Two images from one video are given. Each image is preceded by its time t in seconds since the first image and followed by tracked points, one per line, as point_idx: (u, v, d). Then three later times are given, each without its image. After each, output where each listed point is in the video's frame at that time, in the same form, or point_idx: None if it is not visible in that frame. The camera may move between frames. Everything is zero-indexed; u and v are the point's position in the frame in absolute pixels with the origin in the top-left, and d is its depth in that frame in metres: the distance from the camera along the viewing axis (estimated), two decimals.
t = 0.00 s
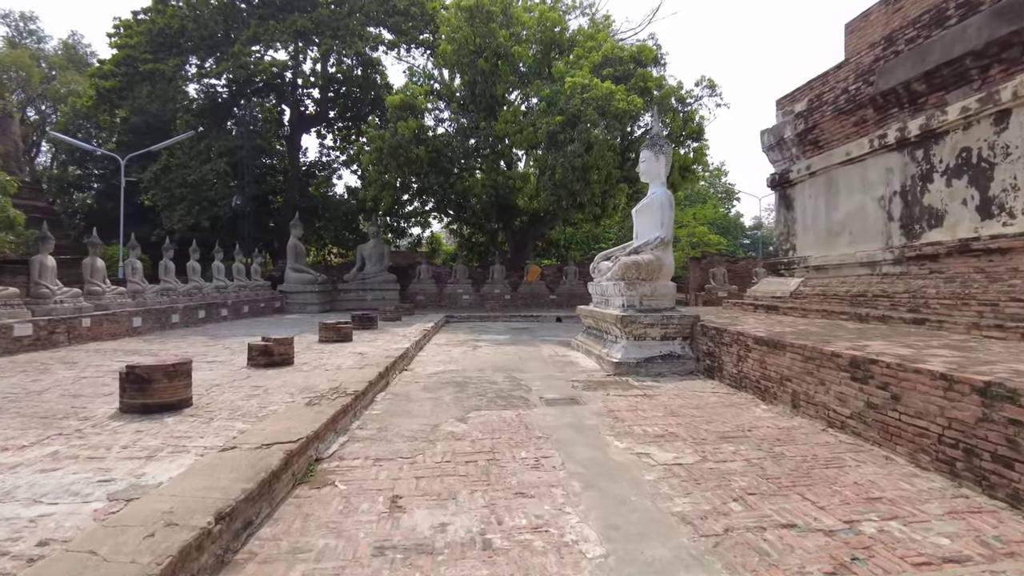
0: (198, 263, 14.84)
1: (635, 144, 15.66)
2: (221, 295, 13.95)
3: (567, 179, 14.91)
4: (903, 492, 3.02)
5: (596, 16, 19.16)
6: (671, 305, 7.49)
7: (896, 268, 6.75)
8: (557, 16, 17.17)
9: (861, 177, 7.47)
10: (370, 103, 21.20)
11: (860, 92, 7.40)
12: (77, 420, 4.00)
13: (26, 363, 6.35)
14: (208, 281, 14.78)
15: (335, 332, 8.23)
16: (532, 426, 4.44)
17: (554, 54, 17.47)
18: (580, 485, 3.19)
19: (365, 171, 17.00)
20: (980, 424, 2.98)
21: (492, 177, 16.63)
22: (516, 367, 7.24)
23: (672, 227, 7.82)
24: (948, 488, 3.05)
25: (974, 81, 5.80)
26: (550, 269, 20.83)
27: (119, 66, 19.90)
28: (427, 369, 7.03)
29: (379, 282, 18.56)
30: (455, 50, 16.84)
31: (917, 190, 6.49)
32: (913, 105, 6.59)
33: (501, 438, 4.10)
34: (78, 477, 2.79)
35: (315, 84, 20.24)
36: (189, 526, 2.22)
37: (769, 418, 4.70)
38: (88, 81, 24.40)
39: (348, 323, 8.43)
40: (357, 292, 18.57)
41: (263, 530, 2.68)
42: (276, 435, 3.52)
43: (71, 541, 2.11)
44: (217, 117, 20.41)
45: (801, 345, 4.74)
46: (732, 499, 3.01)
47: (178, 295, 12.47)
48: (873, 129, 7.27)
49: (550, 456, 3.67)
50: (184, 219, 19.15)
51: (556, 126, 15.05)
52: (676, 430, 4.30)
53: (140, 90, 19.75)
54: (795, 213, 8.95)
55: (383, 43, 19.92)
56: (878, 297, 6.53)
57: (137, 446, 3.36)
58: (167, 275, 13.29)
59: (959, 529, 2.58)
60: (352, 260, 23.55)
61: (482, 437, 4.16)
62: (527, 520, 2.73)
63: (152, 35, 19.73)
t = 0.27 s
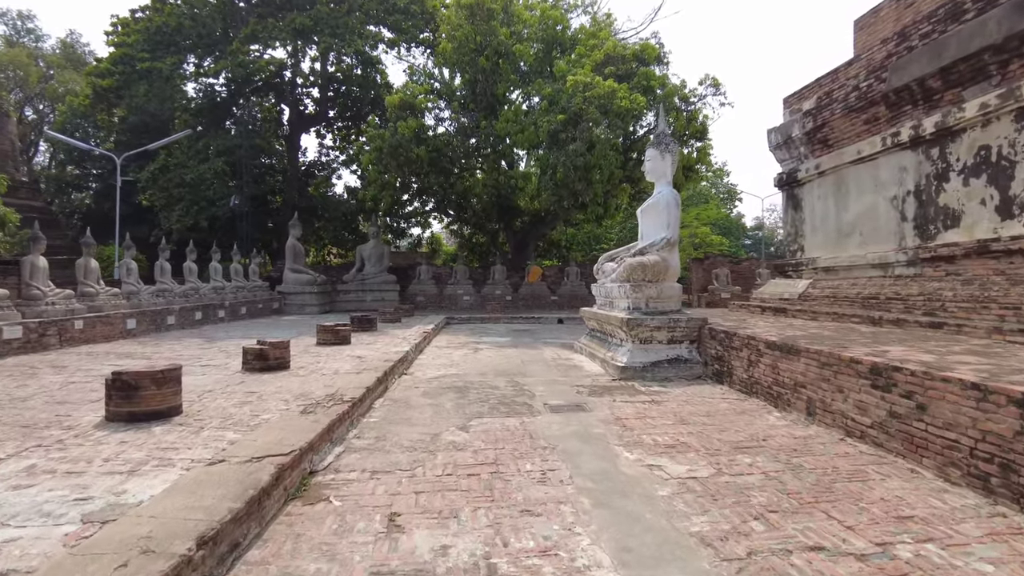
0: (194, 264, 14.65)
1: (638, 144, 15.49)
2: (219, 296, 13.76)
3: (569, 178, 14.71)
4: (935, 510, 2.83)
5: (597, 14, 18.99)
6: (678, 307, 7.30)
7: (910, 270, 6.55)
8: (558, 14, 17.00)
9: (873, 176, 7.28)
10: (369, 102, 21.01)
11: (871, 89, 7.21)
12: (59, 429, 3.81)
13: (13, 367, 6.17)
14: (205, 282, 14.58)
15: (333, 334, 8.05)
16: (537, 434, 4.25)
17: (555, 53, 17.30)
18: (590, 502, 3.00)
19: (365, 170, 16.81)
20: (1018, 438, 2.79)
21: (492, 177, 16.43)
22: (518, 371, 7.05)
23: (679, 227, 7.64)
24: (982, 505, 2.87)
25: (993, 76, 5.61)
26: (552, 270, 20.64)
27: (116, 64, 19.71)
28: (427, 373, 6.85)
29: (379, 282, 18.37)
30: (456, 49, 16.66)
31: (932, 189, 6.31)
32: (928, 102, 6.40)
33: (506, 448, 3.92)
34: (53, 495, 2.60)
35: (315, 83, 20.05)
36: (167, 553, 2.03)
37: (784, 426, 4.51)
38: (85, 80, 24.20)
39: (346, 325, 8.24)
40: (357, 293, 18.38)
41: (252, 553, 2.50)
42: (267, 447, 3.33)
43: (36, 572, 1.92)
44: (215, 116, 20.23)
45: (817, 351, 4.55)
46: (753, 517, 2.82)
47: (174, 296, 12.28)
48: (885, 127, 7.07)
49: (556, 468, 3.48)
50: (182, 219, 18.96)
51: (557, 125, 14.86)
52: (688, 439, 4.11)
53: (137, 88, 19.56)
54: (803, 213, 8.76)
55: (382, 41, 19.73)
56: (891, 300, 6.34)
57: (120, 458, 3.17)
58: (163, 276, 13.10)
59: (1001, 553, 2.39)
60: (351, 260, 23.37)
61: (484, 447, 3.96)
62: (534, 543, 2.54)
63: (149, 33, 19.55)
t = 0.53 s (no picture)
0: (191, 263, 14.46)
1: (640, 142, 15.29)
2: (215, 296, 13.57)
3: (570, 176, 14.51)
4: (969, 524, 2.64)
5: (598, 12, 18.82)
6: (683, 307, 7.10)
7: (924, 268, 6.36)
8: (559, 11, 16.84)
9: (883, 172, 7.09)
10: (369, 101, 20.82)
11: (881, 83, 7.02)
12: (37, 435, 3.62)
13: None
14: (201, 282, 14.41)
15: (330, 334, 7.86)
16: (541, 441, 4.05)
17: (556, 50, 17.13)
18: (598, 515, 2.81)
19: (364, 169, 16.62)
20: None
21: (492, 175, 16.22)
22: (520, 372, 6.86)
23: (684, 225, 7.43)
24: (1019, 519, 2.68)
25: (1011, 67, 5.42)
26: (553, 270, 20.46)
27: (112, 62, 19.52)
28: (426, 375, 6.66)
29: (378, 282, 18.18)
30: (455, 46, 16.47)
31: (946, 185, 6.12)
32: (942, 95, 6.21)
33: (508, 455, 3.72)
34: (19, 509, 2.40)
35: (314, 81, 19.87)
36: None
37: (798, 431, 4.31)
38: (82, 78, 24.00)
39: (343, 325, 8.05)
40: (356, 292, 18.19)
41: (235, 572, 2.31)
42: (254, 455, 3.13)
43: None
44: (213, 114, 20.04)
45: (832, 352, 4.36)
46: (773, 531, 2.63)
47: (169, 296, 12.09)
48: (897, 122, 6.88)
49: (561, 477, 3.29)
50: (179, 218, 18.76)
51: (558, 123, 14.68)
52: (698, 446, 3.92)
53: (133, 86, 19.38)
54: (810, 211, 8.57)
55: (381, 38, 19.53)
56: (905, 299, 6.15)
57: (96, 468, 2.97)
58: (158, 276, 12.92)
59: None
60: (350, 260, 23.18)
61: (485, 454, 3.77)
62: (539, 561, 2.36)
63: (146, 30, 19.37)
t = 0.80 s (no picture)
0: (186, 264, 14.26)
1: (641, 141, 15.09)
2: (211, 297, 13.38)
3: (570, 175, 14.31)
4: (1004, 547, 2.45)
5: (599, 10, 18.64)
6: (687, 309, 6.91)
7: (936, 269, 6.17)
8: (559, 9, 16.66)
9: (893, 169, 6.90)
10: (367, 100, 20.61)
11: (891, 78, 6.82)
12: (10, 447, 3.43)
13: None
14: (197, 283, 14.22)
15: (325, 337, 7.67)
16: (542, 451, 3.86)
17: (556, 48, 16.95)
18: (604, 536, 2.62)
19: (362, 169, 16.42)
20: None
21: (492, 175, 15.99)
22: (520, 376, 6.67)
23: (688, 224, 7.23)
24: None
25: None
26: (553, 270, 20.26)
27: (107, 60, 19.32)
28: (423, 379, 6.47)
29: (376, 283, 18.00)
30: (454, 44, 16.28)
31: (960, 183, 5.93)
32: (956, 90, 6.01)
33: (508, 467, 3.53)
34: None
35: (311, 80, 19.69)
36: None
37: (812, 440, 4.11)
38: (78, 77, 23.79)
39: (338, 327, 7.86)
40: (354, 293, 17.99)
41: None
42: (236, 470, 2.93)
43: None
44: (209, 113, 19.84)
45: (846, 358, 4.16)
46: (793, 555, 2.44)
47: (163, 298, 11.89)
48: (908, 117, 6.67)
49: (564, 492, 3.10)
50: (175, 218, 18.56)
51: (558, 121, 14.49)
52: (707, 457, 3.72)
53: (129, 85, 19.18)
54: (817, 210, 8.37)
55: (380, 36, 19.33)
56: (917, 301, 5.95)
57: (66, 485, 2.77)
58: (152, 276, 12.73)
59: None
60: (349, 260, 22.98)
61: (483, 466, 3.57)
62: None
63: (141, 28, 19.18)
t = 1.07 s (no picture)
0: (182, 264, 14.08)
1: (643, 139, 14.90)
2: (207, 297, 13.19)
3: (571, 174, 14.13)
4: None
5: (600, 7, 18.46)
6: (693, 309, 6.72)
7: (951, 268, 5.98)
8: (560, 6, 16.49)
9: (905, 166, 6.71)
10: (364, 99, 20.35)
11: (903, 72, 6.64)
12: None
13: None
14: (193, 283, 14.05)
15: (320, 338, 7.48)
16: (545, 459, 3.67)
17: (556, 46, 16.77)
18: (614, 556, 2.43)
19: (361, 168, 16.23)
20: None
21: (492, 174, 15.70)
22: (521, 379, 6.49)
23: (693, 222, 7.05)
24: None
25: None
26: (553, 270, 20.08)
27: (104, 58, 19.13)
28: (421, 382, 6.28)
29: (375, 283, 17.82)
30: (454, 41, 16.10)
31: (976, 179, 5.74)
32: (971, 83, 5.82)
33: (510, 476, 3.34)
34: None
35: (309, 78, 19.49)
36: None
37: (828, 448, 3.92)
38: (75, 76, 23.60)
39: (335, 328, 7.67)
40: (353, 294, 17.79)
41: None
42: (219, 482, 2.74)
43: None
44: (206, 112, 19.65)
45: (863, 361, 3.98)
46: None
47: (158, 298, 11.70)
48: (920, 112, 6.49)
49: (569, 506, 2.91)
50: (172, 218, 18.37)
51: (559, 119, 14.30)
52: (719, 466, 3.53)
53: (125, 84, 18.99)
54: (824, 208, 8.18)
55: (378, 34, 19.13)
56: (931, 301, 5.77)
57: (36, 500, 2.58)
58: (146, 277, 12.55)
59: None
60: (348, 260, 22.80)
61: (483, 476, 3.38)
62: None
63: (138, 26, 18.99)
